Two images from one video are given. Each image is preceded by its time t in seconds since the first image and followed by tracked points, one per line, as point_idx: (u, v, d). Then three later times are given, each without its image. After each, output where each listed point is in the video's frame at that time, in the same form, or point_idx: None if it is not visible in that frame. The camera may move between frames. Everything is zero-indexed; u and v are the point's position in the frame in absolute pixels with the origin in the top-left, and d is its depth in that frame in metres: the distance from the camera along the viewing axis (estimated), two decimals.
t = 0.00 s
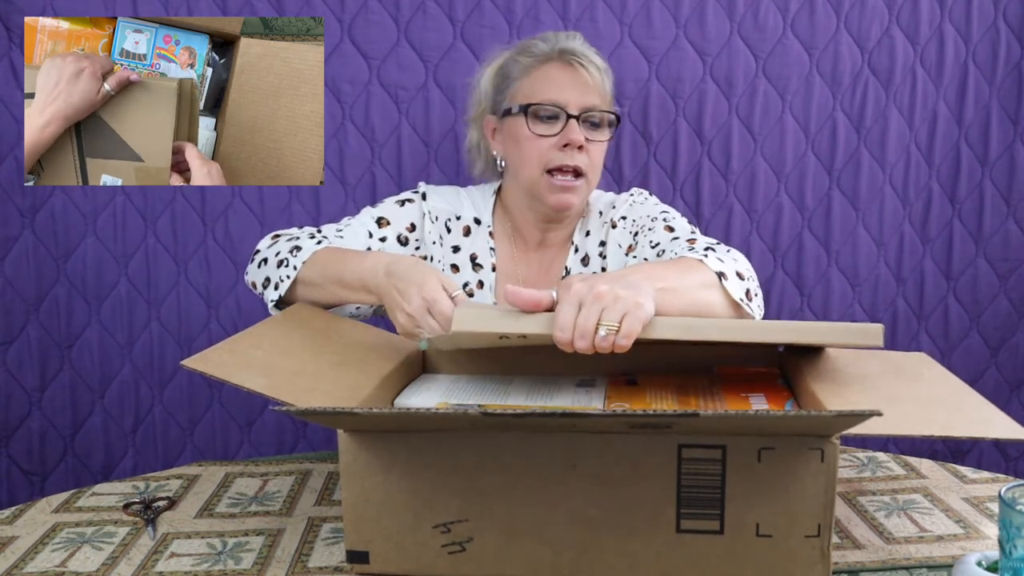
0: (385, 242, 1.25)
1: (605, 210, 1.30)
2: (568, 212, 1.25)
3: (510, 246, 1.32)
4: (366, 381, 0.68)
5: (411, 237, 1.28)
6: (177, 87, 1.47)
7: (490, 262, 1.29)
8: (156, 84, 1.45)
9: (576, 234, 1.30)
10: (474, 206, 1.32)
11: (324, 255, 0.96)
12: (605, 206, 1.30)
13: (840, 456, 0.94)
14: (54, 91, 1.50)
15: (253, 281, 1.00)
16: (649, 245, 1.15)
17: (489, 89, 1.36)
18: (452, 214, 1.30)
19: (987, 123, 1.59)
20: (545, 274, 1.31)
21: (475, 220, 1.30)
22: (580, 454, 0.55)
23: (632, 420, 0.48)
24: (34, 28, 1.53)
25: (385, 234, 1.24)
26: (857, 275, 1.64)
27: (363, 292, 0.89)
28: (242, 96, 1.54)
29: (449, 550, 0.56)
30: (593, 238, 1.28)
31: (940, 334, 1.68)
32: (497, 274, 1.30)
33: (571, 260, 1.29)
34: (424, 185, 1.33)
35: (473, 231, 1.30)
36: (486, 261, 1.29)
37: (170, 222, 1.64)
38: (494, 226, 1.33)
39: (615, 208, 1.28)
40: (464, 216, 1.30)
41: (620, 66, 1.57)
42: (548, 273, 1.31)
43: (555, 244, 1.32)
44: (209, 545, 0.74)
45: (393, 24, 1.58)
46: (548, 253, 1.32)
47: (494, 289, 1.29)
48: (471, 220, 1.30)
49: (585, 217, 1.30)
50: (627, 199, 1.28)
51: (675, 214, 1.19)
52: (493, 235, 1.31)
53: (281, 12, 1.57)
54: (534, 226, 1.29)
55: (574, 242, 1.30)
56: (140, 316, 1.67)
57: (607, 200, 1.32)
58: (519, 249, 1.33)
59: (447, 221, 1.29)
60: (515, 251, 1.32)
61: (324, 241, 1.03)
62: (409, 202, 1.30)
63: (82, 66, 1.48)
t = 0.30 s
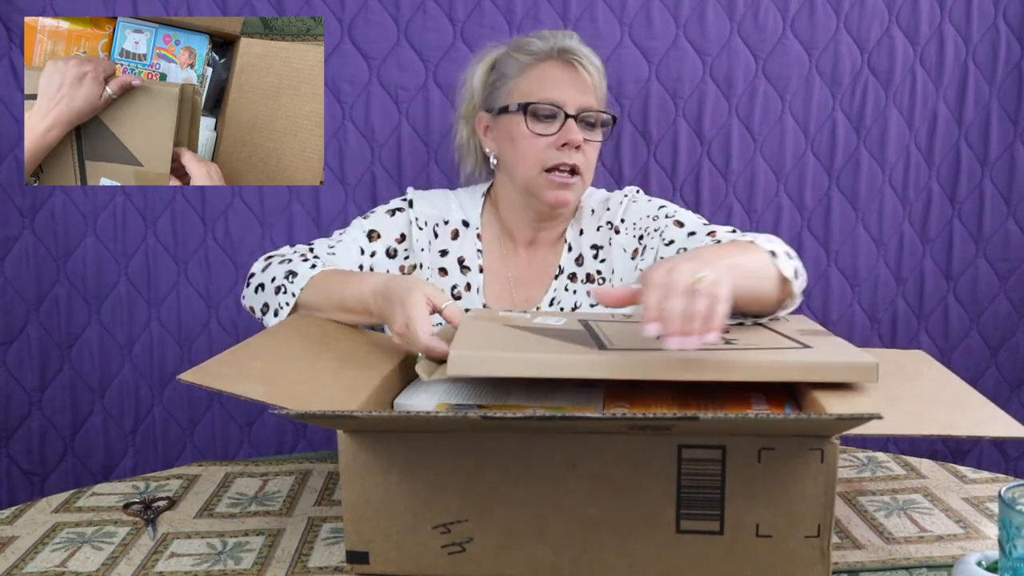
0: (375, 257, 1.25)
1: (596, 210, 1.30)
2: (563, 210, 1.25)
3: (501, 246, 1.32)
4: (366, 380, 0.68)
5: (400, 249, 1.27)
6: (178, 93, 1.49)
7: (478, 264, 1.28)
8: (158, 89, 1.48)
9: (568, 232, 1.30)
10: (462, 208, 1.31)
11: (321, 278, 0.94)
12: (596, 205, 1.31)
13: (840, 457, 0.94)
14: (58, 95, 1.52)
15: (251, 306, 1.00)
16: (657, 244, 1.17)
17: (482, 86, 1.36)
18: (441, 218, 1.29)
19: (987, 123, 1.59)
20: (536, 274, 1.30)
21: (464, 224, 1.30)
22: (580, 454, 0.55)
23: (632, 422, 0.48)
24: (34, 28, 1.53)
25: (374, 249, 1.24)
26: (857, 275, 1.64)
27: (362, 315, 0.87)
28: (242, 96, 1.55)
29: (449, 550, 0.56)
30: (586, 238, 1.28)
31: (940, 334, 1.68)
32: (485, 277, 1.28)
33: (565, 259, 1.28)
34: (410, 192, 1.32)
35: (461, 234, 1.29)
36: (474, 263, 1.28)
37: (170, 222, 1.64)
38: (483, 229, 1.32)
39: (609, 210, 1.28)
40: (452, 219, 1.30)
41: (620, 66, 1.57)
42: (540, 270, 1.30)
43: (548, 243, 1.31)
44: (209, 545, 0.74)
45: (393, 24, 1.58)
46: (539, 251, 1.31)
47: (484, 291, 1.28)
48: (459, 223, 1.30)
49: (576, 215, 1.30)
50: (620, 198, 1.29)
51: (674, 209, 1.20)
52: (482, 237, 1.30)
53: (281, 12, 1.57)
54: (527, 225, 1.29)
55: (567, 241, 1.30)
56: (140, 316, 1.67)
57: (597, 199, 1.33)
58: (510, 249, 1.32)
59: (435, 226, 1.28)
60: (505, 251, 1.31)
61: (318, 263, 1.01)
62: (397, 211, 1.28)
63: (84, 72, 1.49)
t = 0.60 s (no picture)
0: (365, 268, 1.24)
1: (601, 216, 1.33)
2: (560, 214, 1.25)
3: (499, 251, 1.32)
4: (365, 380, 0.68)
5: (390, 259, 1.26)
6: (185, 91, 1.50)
7: (475, 270, 1.28)
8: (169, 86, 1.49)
9: (570, 234, 1.32)
10: (455, 215, 1.31)
11: (320, 285, 0.95)
12: (600, 212, 1.34)
13: (840, 456, 0.95)
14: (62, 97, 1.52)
15: (240, 320, 0.99)
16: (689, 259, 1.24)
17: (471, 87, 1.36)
18: (434, 227, 1.29)
19: (987, 123, 1.59)
20: (536, 277, 1.30)
21: (458, 230, 1.29)
22: (581, 454, 0.55)
23: (634, 421, 0.48)
24: (34, 28, 1.53)
25: (363, 261, 1.23)
26: (857, 275, 1.64)
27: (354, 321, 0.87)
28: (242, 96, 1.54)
29: (449, 550, 0.56)
30: (594, 244, 1.31)
31: (940, 334, 1.68)
32: (484, 281, 1.28)
33: (568, 263, 1.30)
34: (400, 200, 1.31)
35: (455, 241, 1.29)
36: (472, 270, 1.28)
37: (170, 222, 1.64)
38: (478, 233, 1.32)
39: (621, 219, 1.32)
40: (446, 226, 1.29)
41: (620, 66, 1.57)
42: (542, 274, 1.30)
43: (546, 245, 1.31)
44: (209, 545, 0.74)
45: (393, 24, 1.59)
46: (539, 254, 1.31)
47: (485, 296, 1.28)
48: (453, 231, 1.29)
49: (578, 220, 1.33)
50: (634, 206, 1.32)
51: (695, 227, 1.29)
52: (477, 242, 1.30)
53: (281, 12, 1.57)
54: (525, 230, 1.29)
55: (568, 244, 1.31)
56: (140, 316, 1.67)
57: (600, 205, 1.36)
58: (509, 253, 1.32)
59: (428, 236, 1.28)
60: (505, 256, 1.31)
61: (306, 274, 1.01)
62: (388, 220, 1.28)
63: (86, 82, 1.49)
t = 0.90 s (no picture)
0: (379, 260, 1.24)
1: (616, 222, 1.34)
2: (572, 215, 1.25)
3: (512, 249, 1.31)
4: (366, 378, 0.68)
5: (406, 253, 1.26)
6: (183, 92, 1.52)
7: (489, 266, 1.28)
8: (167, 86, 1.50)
9: (583, 236, 1.32)
10: (471, 210, 1.32)
11: (328, 266, 0.93)
12: (616, 217, 1.35)
13: (840, 456, 0.94)
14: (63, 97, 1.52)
15: (250, 300, 0.98)
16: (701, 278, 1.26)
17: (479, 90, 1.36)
18: (451, 224, 1.29)
19: (987, 123, 1.59)
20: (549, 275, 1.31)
21: (474, 227, 1.30)
22: (580, 454, 0.55)
23: (634, 422, 0.48)
24: (34, 28, 1.53)
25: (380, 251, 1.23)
26: (857, 275, 1.64)
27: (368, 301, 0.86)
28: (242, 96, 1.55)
29: (450, 550, 0.56)
30: (610, 249, 1.32)
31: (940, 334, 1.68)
32: (499, 277, 1.28)
33: (584, 266, 1.30)
34: (418, 194, 1.31)
35: (471, 238, 1.29)
36: (486, 266, 1.28)
37: (170, 222, 1.64)
38: (494, 229, 1.32)
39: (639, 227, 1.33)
40: (462, 224, 1.30)
41: (620, 66, 1.57)
42: (557, 274, 1.31)
43: (561, 246, 1.31)
44: (209, 545, 0.74)
45: (393, 24, 1.58)
46: (554, 254, 1.31)
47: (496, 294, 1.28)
48: (469, 227, 1.30)
49: (593, 224, 1.33)
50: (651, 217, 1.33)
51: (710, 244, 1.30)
52: (493, 239, 1.30)
53: (281, 12, 1.57)
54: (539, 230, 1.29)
55: (585, 246, 1.32)
56: (140, 316, 1.67)
57: (615, 210, 1.37)
58: (523, 253, 1.31)
59: (445, 232, 1.28)
60: (519, 256, 1.31)
61: (319, 253, 1.02)
62: (406, 213, 1.28)
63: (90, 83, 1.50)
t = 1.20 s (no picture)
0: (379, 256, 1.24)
1: (613, 219, 1.34)
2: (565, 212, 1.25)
3: (510, 247, 1.31)
4: (366, 378, 0.68)
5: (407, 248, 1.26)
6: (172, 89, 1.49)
7: (489, 263, 1.27)
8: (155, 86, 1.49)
9: (582, 235, 1.31)
10: (473, 209, 1.31)
11: (311, 253, 0.93)
12: (614, 214, 1.34)
13: (840, 456, 0.95)
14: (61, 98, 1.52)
15: (249, 291, 0.98)
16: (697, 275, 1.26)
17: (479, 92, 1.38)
18: (452, 219, 1.29)
19: (987, 123, 1.59)
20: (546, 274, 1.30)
21: (475, 224, 1.29)
22: (580, 455, 0.55)
23: (634, 423, 0.48)
24: (34, 28, 1.54)
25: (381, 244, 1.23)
26: (856, 275, 1.64)
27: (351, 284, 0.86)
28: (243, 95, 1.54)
29: (450, 550, 0.56)
30: (606, 247, 1.31)
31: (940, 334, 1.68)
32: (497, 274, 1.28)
33: (582, 264, 1.30)
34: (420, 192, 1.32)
35: (472, 234, 1.29)
36: (485, 262, 1.27)
37: (170, 222, 1.64)
38: (493, 227, 1.31)
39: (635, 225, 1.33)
40: (463, 220, 1.29)
41: (620, 66, 1.57)
42: (552, 272, 1.30)
43: (559, 243, 1.31)
44: (209, 545, 0.74)
45: (393, 24, 1.58)
46: (551, 252, 1.31)
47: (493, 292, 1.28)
48: (470, 223, 1.29)
49: (590, 221, 1.32)
50: (648, 214, 1.33)
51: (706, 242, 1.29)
52: (493, 236, 1.30)
53: (281, 12, 1.57)
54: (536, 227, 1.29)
55: (581, 245, 1.31)
56: (140, 316, 1.67)
57: (613, 208, 1.36)
58: (522, 250, 1.31)
59: (446, 227, 1.28)
60: (517, 253, 1.31)
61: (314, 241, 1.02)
62: (408, 209, 1.28)
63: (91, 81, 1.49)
